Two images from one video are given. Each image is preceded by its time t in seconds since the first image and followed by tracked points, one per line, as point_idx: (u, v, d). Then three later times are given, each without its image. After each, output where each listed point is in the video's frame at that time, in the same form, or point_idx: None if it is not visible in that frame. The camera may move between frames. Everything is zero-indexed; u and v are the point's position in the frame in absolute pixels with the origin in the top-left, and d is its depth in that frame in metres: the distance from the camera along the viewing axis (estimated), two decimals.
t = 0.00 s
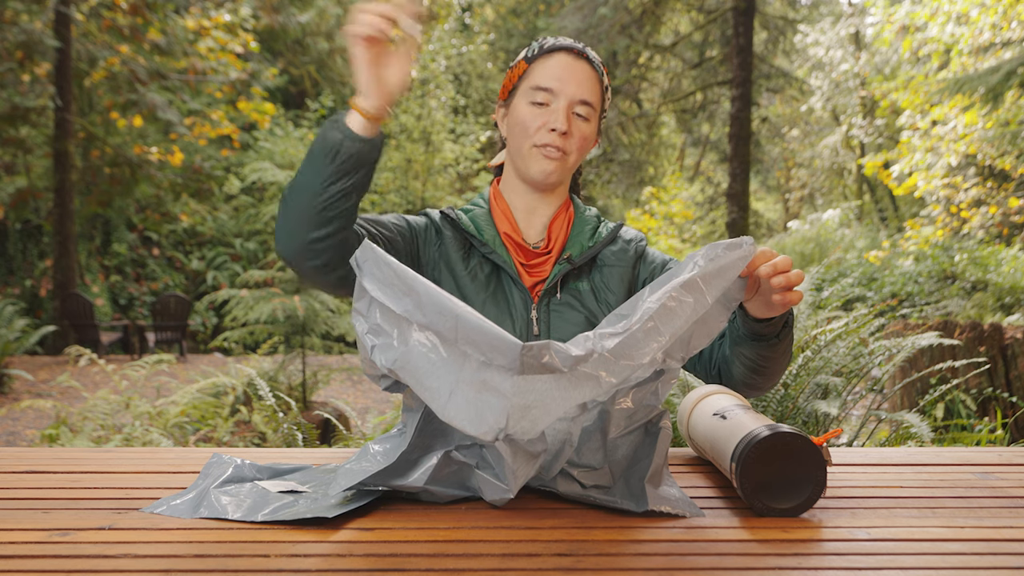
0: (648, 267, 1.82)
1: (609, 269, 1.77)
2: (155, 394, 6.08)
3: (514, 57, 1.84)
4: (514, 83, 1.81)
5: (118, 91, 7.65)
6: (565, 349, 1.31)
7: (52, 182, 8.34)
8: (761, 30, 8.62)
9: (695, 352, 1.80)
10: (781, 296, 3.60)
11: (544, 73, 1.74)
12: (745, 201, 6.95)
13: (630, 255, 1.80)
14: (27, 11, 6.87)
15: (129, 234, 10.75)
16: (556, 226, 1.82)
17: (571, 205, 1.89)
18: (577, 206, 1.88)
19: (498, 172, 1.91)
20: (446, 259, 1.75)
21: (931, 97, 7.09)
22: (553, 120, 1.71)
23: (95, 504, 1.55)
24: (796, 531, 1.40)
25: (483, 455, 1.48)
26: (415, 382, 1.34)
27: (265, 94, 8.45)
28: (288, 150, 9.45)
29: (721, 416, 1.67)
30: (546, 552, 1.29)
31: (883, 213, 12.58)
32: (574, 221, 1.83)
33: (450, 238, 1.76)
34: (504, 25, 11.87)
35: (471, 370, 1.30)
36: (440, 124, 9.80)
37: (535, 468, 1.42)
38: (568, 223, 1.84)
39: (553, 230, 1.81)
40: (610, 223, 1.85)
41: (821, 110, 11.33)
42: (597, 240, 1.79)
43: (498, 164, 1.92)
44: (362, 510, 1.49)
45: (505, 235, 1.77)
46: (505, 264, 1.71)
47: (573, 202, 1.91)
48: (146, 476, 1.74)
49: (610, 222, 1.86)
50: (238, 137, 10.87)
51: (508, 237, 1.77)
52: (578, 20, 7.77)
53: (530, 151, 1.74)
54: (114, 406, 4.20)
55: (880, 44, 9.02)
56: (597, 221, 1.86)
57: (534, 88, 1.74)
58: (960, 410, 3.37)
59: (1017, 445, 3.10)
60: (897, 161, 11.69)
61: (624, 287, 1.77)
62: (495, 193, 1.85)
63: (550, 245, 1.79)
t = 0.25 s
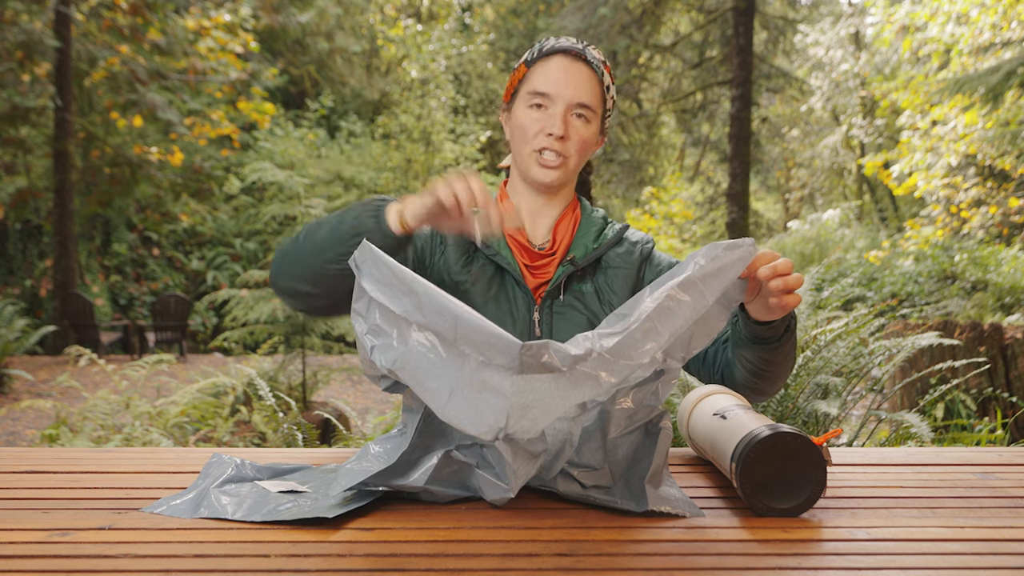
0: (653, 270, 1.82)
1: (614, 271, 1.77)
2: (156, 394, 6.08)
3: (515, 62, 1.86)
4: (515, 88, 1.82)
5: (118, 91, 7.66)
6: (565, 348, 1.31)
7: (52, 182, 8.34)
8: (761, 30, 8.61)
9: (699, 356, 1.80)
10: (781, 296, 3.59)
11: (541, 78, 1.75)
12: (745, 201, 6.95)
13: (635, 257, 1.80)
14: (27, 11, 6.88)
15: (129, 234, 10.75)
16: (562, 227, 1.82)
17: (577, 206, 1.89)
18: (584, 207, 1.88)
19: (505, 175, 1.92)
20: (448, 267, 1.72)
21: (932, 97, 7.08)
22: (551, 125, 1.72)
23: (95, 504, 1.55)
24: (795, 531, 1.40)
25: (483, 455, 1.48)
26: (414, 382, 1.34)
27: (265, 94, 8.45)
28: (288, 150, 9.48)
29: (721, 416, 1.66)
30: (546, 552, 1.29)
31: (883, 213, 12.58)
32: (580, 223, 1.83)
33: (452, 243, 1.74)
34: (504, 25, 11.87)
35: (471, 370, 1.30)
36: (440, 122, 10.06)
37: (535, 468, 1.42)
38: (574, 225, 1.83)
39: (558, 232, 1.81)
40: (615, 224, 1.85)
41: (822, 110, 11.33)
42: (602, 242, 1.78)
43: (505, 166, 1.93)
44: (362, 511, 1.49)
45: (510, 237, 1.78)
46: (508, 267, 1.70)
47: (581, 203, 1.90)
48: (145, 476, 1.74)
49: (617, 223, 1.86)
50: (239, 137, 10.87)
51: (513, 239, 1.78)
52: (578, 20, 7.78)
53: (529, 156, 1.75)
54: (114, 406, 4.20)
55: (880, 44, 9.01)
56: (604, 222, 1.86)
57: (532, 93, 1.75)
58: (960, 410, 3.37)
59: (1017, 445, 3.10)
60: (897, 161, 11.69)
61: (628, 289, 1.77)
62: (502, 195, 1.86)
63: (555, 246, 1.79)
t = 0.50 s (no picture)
0: (659, 270, 1.81)
1: (617, 273, 1.77)
2: (155, 394, 6.08)
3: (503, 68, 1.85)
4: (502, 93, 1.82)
5: (118, 91, 7.66)
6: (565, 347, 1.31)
7: (52, 182, 8.34)
8: (761, 31, 8.61)
9: (704, 358, 1.80)
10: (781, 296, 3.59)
11: (517, 83, 1.73)
12: (745, 201, 6.96)
13: (639, 257, 1.79)
14: (27, 11, 6.87)
15: (129, 235, 10.75)
16: (566, 228, 1.81)
17: (583, 205, 1.87)
18: (590, 206, 1.86)
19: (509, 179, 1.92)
20: (447, 277, 1.76)
21: (932, 97, 7.08)
22: (526, 129, 1.69)
23: (95, 504, 1.55)
24: (796, 531, 1.40)
25: (484, 455, 1.48)
26: (412, 383, 1.34)
27: (265, 94, 8.46)
28: (288, 150, 9.49)
29: (721, 416, 1.66)
30: (546, 553, 1.29)
31: (883, 213, 12.58)
32: (584, 223, 1.81)
33: (447, 254, 1.78)
34: (504, 25, 11.87)
35: (470, 369, 1.30)
36: (440, 123, 10.05)
37: (535, 467, 1.42)
38: (579, 225, 1.82)
39: (561, 233, 1.81)
40: (621, 223, 1.83)
41: (821, 110, 11.33)
42: (606, 243, 1.78)
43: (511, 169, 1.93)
44: (362, 511, 1.49)
45: (512, 239, 1.79)
46: (509, 269, 1.72)
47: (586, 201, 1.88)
48: (146, 476, 1.74)
49: (623, 223, 1.85)
50: (239, 137, 10.87)
51: (514, 241, 1.79)
52: (578, 20, 7.78)
53: (513, 164, 1.74)
54: (114, 406, 4.20)
55: (880, 44, 9.01)
56: (610, 222, 1.84)
57: (509, 99, 1.73)
58: (960, 410, 3.37)
59: (1017, 445, 3.10)
60: (897, 161, 11.69)
61: (630, 291, 1.76)
62: (506, 198, 1.86)
63: (558, 247, 1.79)
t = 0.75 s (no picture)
0: (652, 270, 1.81)
1: (609, 274, 1.77)
2: (156, 394, 6.08)
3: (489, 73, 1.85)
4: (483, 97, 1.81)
5: (118, 91, 7.66)
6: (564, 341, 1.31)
7: (52, 182, 8.34)
8: (761, 30, 8.60)
9: (703, 359, 1.84)
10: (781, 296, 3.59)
11: (495, 86, 1.72)
12: (745, 201, 6.96)
13: (632, 258, 1.79)
14: (27, 11, 6.87)
15: (129, 235, 10.76)
16: (557, 229, 1.81)
17: (575, 205, 1.87)
18: (582, 207, 1.86)
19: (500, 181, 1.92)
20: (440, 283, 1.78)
21: (932, 97, 7.09)
22: (504, 132, 1.68)
23: (95, 504, 1.55)
24: (796, 531, 1.40)
25: (484, 454, 1.48)
26: (410, 381, 1.34)
27: (265, 94, 8.46)
28: (289, 150, 9.49)
29: (722, 416, 1.66)
30: (546, 552, 1.29)
31: (883, 213, 12.59)
32: (576, 224, 1.82)
33: (440, 263, 1.79)
34: (504, 25, 11.87)
35: (469, 366, 1.30)
36: (440, 123, 10.09)
37: (535, 465, 1.42)
38: (571, 226, 1.83)
39: (553, 234, 1.81)
40: (614, 223, 1.84)
41: (822, 110, 11.33)
42: (598, 243, 1.78)
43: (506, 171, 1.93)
44: (363, 511, 1.49)
45: (503, 242, 1.80)
46: (500, 272, 1.72)
47: (578, 200, 1.88)
48: (146, 476, 1.74)
49: (616, 223, 1.85)
50: (239, 137, 10.87)
51: (505, 244, 1.80)
52: (578, 20, 7.78)
53: (495, 167, 1.73)
54: (114, 406, 4.20)
55: (880, 44, 9.01)
56: (603, 222, 1.85)
57: (488, 102, 1.72)
58: (960, 410, 3.37)
59: (1017, 445, 3.10)
60: (897, 161, 11.69)
61: (623, 292, 1.76)
62: (497, 199, 1.87)
63: (549, 249, 1.80)
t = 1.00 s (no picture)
0: (646, 267, 1.80)
1: (604, 272, 1.77)
2: (156, 394, 6.08)
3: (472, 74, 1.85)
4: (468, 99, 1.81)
5: (118, 91, 7.66)
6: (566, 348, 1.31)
7: (52, 182, 8.34)
8: (761, 30, 8.60)
9: (700, 355, 1.83)
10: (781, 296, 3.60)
11: (479, 87, 1.72)
12: (745, 201, 6.96)
13: (625, 255, 1.79)
14: (27, 11, 6.87)
15: (129, 234, 10.76)
16: (549, 229, 1.82)
17: (566, 204, 1.87)
18: (573, 206, 1.87)
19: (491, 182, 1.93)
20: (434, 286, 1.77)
21: (931, 97, 7.09)
22: (492, 132, 1.68)
23: (96, 504, 1.55)
24: (796, 531, 1.40)
25: (485, 455, 1.49)
26: (413, 385, 1.34)
27: (265, 94, 8.46)
28: (289, 150, 9.49)
29: (721, 416, 1.66)
30: (546, 552, 1.29)
31: (883, 213, 12.60)
32: (568, 223, 1.82)
33: (435, 265, 1.79)
34: (504, 25, 11.86)
35: (472, 372, 1.30)
36: (440, 123, 10.21)
37: (536, 468, 1.42)
38: (563, 224, 1.84)
39: (545, 233, 1.82)
40: (606, 220, 1.84)
41: (821, 110, 11.33)
42: (590, 242, 1.78)
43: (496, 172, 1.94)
44: (363, 510, 1.49)
45: (496, 243, 1.80)
46: (495, 274, 1.72)
47: (570, 199, 1.89)
48: (146, 476, 1.74)
49: (607, 219, 1.85)
50: (239, 137, 10.87)
51: (498, 245, 1.79)
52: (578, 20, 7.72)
53: (486, 169, 1.73)
54: (114, 406, 4.20)
55: (880, 44, 9.01)
56: (595, 220, 1.85)
57: (474, 103, 1.72)
58: (960, 410, 3.37)
59: (1017, 445, 3.10)
60: (897, 161, 11.70)
61: (617, 290, 1.76)
62: (488, 200, 1.87)
63: (542, 249, 1.80)
